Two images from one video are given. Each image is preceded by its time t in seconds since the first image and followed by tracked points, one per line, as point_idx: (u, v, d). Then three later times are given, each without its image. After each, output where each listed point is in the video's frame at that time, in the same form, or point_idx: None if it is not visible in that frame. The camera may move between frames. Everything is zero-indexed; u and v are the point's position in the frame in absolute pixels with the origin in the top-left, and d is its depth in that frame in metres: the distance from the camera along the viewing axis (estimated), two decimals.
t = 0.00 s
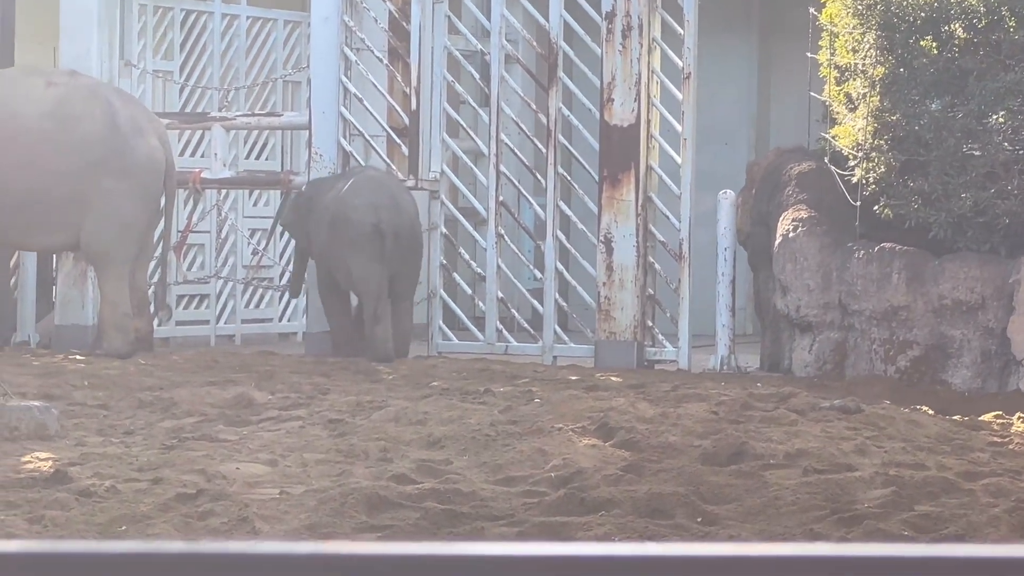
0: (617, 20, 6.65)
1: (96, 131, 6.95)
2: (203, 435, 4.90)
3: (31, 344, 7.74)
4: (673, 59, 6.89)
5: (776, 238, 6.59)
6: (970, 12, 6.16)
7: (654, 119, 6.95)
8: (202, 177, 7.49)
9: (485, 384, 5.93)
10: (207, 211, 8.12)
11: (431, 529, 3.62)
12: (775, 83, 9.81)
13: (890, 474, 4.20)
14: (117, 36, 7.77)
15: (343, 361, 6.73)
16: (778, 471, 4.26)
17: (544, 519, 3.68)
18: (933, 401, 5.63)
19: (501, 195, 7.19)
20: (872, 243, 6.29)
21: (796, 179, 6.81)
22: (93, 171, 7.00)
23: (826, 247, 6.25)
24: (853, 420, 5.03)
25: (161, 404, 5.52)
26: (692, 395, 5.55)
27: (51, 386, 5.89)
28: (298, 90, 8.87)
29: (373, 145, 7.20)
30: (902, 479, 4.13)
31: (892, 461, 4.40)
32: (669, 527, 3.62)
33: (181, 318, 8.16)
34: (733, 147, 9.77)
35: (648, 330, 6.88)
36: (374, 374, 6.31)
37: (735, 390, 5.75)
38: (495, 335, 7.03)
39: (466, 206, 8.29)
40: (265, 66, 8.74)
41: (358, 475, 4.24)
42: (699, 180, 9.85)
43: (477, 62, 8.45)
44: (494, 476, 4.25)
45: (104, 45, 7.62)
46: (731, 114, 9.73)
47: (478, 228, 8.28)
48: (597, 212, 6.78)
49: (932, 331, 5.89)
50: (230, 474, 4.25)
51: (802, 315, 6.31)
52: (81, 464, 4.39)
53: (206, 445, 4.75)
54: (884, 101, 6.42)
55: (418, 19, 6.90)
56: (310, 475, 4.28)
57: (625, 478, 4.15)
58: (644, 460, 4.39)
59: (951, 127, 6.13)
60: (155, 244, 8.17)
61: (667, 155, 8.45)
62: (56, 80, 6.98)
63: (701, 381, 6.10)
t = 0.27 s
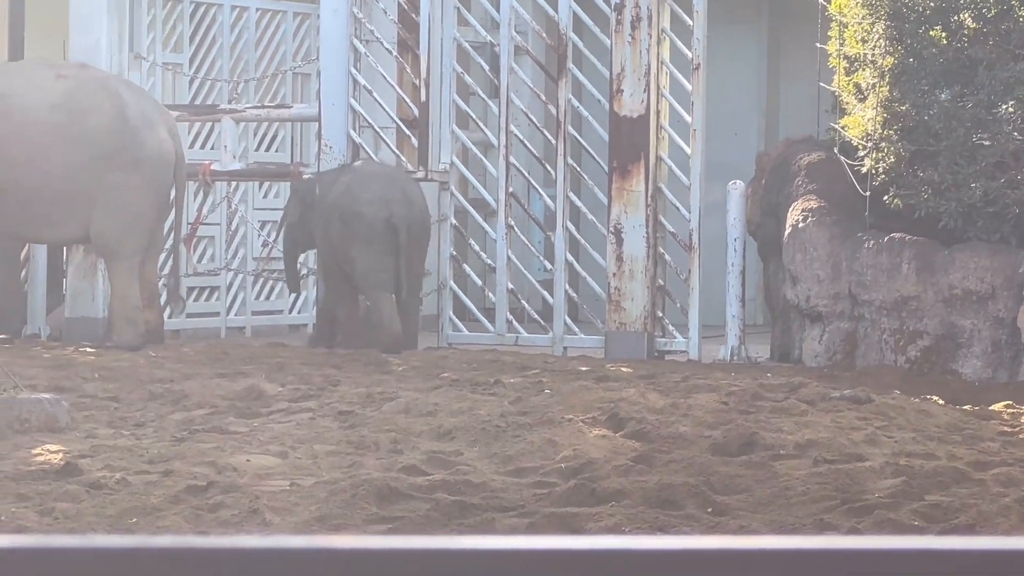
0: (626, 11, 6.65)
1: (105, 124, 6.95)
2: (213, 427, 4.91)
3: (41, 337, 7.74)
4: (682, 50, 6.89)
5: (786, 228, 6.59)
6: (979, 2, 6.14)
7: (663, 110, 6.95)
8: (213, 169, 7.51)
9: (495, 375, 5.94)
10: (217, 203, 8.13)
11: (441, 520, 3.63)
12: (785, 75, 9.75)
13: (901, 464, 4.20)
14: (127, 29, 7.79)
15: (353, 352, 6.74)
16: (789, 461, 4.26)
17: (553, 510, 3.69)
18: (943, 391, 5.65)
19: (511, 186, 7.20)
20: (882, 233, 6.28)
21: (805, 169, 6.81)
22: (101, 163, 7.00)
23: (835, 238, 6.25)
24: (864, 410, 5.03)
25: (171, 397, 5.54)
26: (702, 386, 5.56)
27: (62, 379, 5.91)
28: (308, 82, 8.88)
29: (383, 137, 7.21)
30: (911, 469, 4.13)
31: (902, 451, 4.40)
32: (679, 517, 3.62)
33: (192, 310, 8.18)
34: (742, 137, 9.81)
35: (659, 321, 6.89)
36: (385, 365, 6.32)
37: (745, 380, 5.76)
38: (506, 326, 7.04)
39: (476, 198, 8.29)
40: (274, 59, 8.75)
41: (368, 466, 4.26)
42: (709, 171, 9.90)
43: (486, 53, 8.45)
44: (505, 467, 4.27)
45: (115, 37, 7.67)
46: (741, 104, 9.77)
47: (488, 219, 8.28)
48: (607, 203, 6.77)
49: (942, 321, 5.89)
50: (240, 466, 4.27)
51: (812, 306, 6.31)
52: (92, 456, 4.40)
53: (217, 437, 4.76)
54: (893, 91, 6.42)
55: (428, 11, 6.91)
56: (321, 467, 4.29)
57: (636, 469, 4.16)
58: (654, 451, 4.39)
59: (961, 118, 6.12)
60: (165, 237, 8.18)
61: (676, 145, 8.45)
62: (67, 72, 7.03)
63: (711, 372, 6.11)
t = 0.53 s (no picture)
0: (635, 5, 6.66)
1: (116, 119, 6.98)
2: (223, 421, 4.93)
3: (52, 332, 7.77)
4: (692, 43, 6.89)
5: (796, 221, 6.59)
6: None
7: (673, 104, 6.96)
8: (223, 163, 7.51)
9: (505, 369, 5.95)
10: (228, 197, 8.15)
11: (452, 514, 3.64)
12: (796, 69, 9.75)
13: (911, 457, 4.21)
14: (137, 23, 7.80)
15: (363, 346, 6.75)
16: (799, 454, 4.27)
17: (563, 503, 3.70)
18: (954, 384, 5.65)
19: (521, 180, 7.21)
20: (892, 227, 6.27)
21: (815, 162, 6.79)
22: (112, 157, 7.02)
23: (846, 231, 6.24)
24: (873, 403, 5.04)
25: (182, 390, 5.56)
26: (711, 379, 5.57)
27: (72, 373, 5.94)
28: (318, 76, 8.89)
29: (392, 131, 7.22)
30: (922, 462, 4.13)
31: (912, 444, 4.40)
32: (689, 511, 3.63)
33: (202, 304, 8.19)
34: (752, 130, 9.85)
35: (669, 315, 6.88)
36: (395, 359, 6.34)
37: (755, 373, 5.76)
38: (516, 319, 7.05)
39: (486, 191, 8.30)
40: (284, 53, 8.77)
41: (378, 460, 4.27)
42: (719, 164, 9.95)
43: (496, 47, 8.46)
44: (515, 460, 4.28)
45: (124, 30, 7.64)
46: (752, 99, 9.81)
47: (498, 213, 8.29)
48: (617, 197, 6.77)
49: (952, 314, 5.87)
50: (251, 460, 4.28)
51: (822, 299, 6.31)
52: (103, 450, 4.43)
53: (227, 431, 4.78)
54: (903, 84, 6.41)
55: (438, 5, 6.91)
56: (331, 460, 4.31)
57: (646, 462, 4.17)
58: (664, 444, 4.40)
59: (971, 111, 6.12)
60: (175, 231, 8.20)
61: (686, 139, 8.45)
62: (77, 68, 7.06)
63: (721, 365, 6.11)
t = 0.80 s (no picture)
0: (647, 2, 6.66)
1: (127, 116, 7.01)
2: (234, 418, 4.95)
3: (63, 329, 7.79)
4: (704, 41, 6.88)
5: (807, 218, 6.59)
6: None
7: (685, 102, 6.95)
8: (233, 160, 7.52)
9: (516, 366, 5.95)
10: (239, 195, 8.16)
11: (463, 511, 3.65)
12: (807, 65, 9.74)
13: (922, 455, 4.20)
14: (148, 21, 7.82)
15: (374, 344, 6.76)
16: (810, 452, 4.27)
17: (574, 501, 3.70)
18: (965, 382, 5.64)
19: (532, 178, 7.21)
20: (903, 224, 6.26)
21: (826, 161, 6.80)
22: (124, 154, 7.05)
23: (856, 229, 6.24)
24: (884, 401, 5.03)
25: (193, 388, 5.58)
26: (722, 377, 5.57)
27: (83, 370, 5.96)
28: (329, 74, 8.91)
29: (402, 129, 7.20)
30: (933, 460, 4.13)
31: (924, 442, 4.40)
32: (700, 508, 3.63)
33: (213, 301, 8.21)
34: (763, 128, 9.86)
35: (680, 313, 6.88)
36: (405, 356, 6.35)
37: (765, 371, 5.76)
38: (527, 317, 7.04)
39: (498, 189, 8.31)
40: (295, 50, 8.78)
41: (389, 458, 4.28)
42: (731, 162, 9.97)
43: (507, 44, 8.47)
44: (525, 458, 4.28)
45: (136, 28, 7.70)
46: (763, 95, 9.82)
47: (509, 210, 8.30)
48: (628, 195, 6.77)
49: (963, 312, 5.87)
50: (261, 458, 4.29)
51: (833, 297, 6.30)
52: (114, 447, 4.44)
53: (238, 428, 4.79)
54: (914, 82, 6.38)
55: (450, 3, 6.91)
56: (342, 458, 4.32)
57: (657, 460, 4.17)
58: (675, 442, 4.40)
59: (982, 108, 6.10)
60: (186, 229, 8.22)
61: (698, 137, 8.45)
62: (88, 64, 7.05)
63: (732, 363, 6.12)
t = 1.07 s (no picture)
0: (656, 3, 6.65)
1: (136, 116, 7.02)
2: (242, 419, 4.96)
3: (71, 329, 7.82)
4: (713, 42, 6.88)
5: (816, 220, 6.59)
6: None
7: (693, 103, 6.95)
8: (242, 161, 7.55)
9: (524, 368, 5.95)
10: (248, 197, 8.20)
11: (472, 512, 3.66)
12: (816, 67, 9.75)
13: (931, 457, 4.20)
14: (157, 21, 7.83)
15: (382, 345, 6.77)
16: (818, 454, 4.27)
17: (582, 502, 3.71)
18: (974, 384, 5.64)
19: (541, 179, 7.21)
20: (911, 226, 6.26)
21: (835, 163, 6.81)
22: (133, 156, 7.08)
23: (865, 231, 6.24)
24: (893, 403, 5.03)
25: (201, 388, 5.59)
26: (731, 379, 5.57)
27: (92, 370, 5.97)
28: (337, 76, 8.93)
29: (412, 130, 7.19)
30: (942, 462, 4.13)
31: (932, 444, 4.40)
32: (708, 510, 3.64)
33: (222, 302, 8.22)
34: (772, 130, 9.87)
35: (688, 315, 6.87)
36: (414, 357, 6.36)
37: (774, 373, 5.75)
38: (535, 318, 7.05)
39: (507, 190, 8.31)
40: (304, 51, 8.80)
41: (398, 459, 4.29)
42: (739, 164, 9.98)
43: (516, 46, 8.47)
44: (534, 460, 4.29)
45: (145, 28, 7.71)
46: (772, 97, 9.81)
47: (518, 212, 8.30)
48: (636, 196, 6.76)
49: (972, 314, 5.88)
50: (270, 458, 4.30)
51: (842, 299, 6.28)
52: (122, 448, 4.45)
53: (247, 429, 4.80)
54: (923, 84, 6.38)
55: (460, 4, 6.91)
56: (350, 459, 4.32)
57: (665, 461, 4.17)
58: (683, 444, 4.40)
59: (991, 110, 6.10)
60: (195, 230, 8.23)
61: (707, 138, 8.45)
62: (97, 64, 7.05)
63: (740, 365, 6.11)
